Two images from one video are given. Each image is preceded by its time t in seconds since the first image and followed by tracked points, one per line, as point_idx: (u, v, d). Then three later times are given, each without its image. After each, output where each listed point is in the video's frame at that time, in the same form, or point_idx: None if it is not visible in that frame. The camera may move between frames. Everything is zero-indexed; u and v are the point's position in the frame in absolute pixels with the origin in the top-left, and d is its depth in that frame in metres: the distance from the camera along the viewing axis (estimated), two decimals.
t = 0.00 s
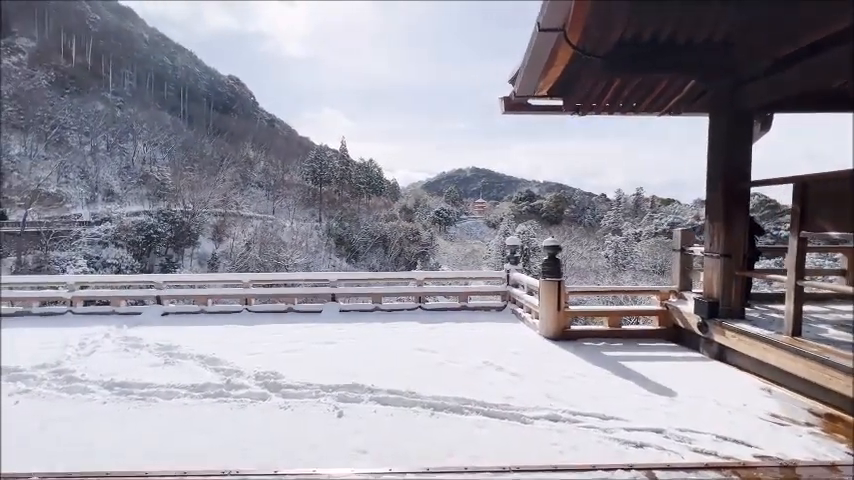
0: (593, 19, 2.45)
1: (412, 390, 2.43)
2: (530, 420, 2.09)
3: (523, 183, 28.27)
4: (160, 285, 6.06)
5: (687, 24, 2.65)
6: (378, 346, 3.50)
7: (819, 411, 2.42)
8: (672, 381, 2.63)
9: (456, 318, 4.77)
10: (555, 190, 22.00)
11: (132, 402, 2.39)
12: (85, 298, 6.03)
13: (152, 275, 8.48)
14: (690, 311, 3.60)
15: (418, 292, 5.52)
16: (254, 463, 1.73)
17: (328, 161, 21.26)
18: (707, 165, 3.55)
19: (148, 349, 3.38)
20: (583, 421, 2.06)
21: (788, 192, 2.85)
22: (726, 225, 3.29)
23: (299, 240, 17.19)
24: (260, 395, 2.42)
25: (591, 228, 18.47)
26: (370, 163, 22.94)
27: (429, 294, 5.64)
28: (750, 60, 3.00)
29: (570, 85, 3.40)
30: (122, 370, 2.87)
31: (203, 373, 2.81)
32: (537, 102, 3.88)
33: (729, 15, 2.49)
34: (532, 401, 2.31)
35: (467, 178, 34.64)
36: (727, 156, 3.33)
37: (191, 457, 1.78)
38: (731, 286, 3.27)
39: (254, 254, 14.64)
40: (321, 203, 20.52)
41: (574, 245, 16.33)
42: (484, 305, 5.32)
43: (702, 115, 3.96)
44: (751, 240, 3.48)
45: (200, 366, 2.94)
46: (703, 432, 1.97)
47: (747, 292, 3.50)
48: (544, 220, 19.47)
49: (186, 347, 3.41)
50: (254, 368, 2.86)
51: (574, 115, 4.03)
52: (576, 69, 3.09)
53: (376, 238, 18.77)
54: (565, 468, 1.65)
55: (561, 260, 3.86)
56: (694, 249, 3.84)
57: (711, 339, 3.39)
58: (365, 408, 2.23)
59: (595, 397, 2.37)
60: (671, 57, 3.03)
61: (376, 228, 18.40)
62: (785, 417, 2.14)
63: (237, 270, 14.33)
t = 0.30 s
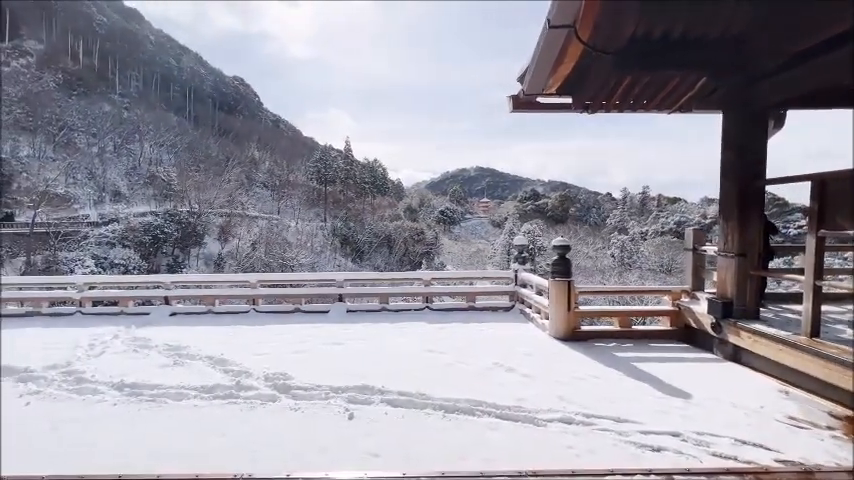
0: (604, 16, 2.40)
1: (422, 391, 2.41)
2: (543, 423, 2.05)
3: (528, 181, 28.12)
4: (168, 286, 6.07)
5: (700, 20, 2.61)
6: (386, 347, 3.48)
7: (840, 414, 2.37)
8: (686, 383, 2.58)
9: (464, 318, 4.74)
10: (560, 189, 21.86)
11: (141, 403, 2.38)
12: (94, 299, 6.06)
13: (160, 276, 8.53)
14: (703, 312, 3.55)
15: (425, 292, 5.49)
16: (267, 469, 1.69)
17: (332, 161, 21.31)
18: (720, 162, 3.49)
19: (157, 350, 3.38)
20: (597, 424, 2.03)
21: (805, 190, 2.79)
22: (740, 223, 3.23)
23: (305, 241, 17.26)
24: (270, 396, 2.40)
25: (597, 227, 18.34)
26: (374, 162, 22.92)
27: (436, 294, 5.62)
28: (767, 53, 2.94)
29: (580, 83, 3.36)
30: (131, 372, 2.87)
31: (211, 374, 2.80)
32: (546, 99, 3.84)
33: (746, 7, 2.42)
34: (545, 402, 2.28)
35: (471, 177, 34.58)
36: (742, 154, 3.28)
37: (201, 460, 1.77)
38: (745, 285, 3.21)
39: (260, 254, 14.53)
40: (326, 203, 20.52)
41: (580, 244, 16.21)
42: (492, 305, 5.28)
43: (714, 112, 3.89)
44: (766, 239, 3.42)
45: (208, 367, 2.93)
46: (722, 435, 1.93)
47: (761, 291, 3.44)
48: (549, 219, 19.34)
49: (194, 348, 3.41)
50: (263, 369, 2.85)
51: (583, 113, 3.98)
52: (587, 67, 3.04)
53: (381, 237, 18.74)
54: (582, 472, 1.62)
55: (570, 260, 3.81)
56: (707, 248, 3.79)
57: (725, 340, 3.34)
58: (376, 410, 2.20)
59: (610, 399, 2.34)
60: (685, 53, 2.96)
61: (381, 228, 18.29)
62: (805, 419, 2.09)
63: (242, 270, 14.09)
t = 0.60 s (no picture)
0: (612, 13, 2.39)
1: (431, 392, 2.40)
2: (553, 423, 2.04)
3: (531, 180, 28.00)
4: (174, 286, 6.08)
5: (710, 17, 2.59)
6: (393, 347, 3.47)
7: None
8: (698, 384, 2.56)
9: (470, 318, 4.73)
10: (564, 188, 21.77)
11: (150, 403, 2.38)
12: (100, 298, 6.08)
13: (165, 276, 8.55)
14: (712, 312, 3.52)
15: (430, 291, 5.48)
16: (280, 470, 1.68)
17: (336, 161, 21.13)
18: (730, 161, 3.45)
19: (164, 350, 3.38)
20: (608, 425, 2.02)
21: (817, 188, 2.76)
22: (750, 222, 3.20)
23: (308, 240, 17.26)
24: (278, 396, 2.40)
25: (600, 226, 18.25)
26: (376, 162, 22.90)
27: (441, 294, 5.61)
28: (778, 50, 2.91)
29: (587, 82, 3.34)
30: (139, 372, 2.87)
31: (219, 374, 2.80)
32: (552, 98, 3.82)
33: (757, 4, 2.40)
34: (554, 402, 2.27)
35: (474, 176, 34.54)
36: (753, 152, 3.25)
37: (210, 462, 1.76)
38: (756, 285, 3.18)
39: (263, 253, 14.51)
40: (329, 203, 20.52)
41: (583, 243, 16.13)
42: (498, 305, 5.27)
43: (722, 110, 3.86)
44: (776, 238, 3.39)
45: (216, 367, 2.93)
46: (735, 436, 1.91)
47: (772, 291, 3.41)
48: (552, 218, 19.25)
49: (201, 347, 3.41)
50: (270, 368, 2.84)
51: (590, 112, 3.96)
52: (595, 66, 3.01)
53: (384, 237, 18.58)
54: (597, 474, 1.60)
55: (578, 259, 3.79)
56: (716, 247, 3.76)
57: (735, 340, 3.31)
58: (385, 410, 2.20)
59: (620, 399, 2.32)
60: (693, 50, 2.93)
61: (384, 228, 18.26)
62: (820, 421, 2.07)
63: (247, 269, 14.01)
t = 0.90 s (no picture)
0: (618, 12, 2.38)
1: (438, 391, 2.40)
2: (561, 423, 2.04)
3: (533, 180, 27.94)
4: (179, 285, 6.10)
5: (717, 15, 2.58)
6: (398, 346, 3.47)
7: None
8: (706, 383, 2.55)
9: (476, 317, 4.73)
10: (566, 187, 21.69)
11: (159, 401, 2.40)
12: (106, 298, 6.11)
13: (170, 275, 8.59)
14: (718, 311, 3.51)
15: (434, 291, 5.49)
16: (291, 468, 1.69)
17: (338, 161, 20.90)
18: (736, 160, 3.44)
19: (171, 349, 3.40)
20: (617, 424, 2.02)
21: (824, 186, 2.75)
22: (757, 222, 3.19)
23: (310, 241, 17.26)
24: (286, 395, 2.41)
25: (603, 225, 18.17)
26: (379, 162, 22.88)
27: (446, 293, 5.61)
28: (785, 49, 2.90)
29: (592, 81, 3.33)
30: (147, 370, 2.89)
31: (226, 373, 2.81)
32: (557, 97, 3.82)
33: (764, 3, 2.40)
34: (562, 402, 2.27)
35: (476, 176, 34.48)
36: (760, 153, 3.23)
37: (220, 460, 1.77)
38: (763, 285, 3.18)
39: (266, 253, 14.51)
40: (331, 203, 20.50)
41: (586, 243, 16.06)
42: (502, 305, 5.26)
43: (729, 109, 3.84)
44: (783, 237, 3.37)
45: (223, 366, 2.94)
46: (744, 436, 1.91)
47: (778, 290, 3.40)
48: (555, 217, 19.19)
49: (208, 347, 3.42)
50: (277, 367, 2.85)
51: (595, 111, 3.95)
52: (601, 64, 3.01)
53: (386, 237, 18.02)
54: (607, 473, 1.61)
55: (584, 259, 3.79)
56: (722, 247, 3.75)
57: (742, 340, 3.30)
58: (393, 410, 2.20)
59: (628, 399, 2.32)
60: (698, 48, 2.92)
61: (387, 228, 18.22)
62: (828, 420, 2.06)
63: (249, 269, 14.07)
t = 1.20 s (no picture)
0: (626, 12, 2.39)
1: (445, 390, 2.41)
2: (570, 422, 2.05)
3: (536, 180, 27.89)
4: (185, 284, 6.13)
5: (725, 15, 2.58)
6: (404, 345, 3.49)
7: None
8: (713, 383, 2.56)
9: (480, 317, 4.74)
10: (568, 187, 21.63)
11: (169, 399, 2.42)
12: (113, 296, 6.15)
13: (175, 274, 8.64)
14: (724, 311, 3.51)
15: (439, 290, 5.49)
16: (303, 466, 1.70)
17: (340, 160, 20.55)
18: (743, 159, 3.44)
19: (179, 347, 3.43)
20: (625, 423, 2.02)
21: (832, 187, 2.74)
22: (763, 222, 3.19)
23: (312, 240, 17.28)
24: (294, 393, 2.43)
25: (605, 225, 18.12)
26: (381, 161, 22.86)
27: (450, 292, 5.61)
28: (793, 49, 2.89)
29: (598, 81, 3.34)
30: (156, 368, 2.91)
31: (234, 371, 2.83)
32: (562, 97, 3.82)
33: (772, 4, 2.40)
34: (570, 401, 2.27)
35: (478, 176, 34.45)
36: (767, 153, 3.22)
37: (231, 457, 1.79)
38: (769, 284, 3.18)
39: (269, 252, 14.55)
40: (333, 202, 20.52)
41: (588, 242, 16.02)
42: (507, 304, 5.27)
43: (735, 108, 3.84)
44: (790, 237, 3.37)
45: (231, 364, 2.96)
46: (753, 435, 1.91)
47: (785, 290, 3.39)
48: (557, 217, 19.15)
49: (215, 345, 3.45)
50: (285, 366, 2.88)
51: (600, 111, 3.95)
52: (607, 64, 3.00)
53: (388, 237, 17.91)
54: (617, 472, 1.62)
55: (589, 259, 3.79)
56: (728, 246, 3.75)
57: (748, 340, 3.30)
58: (401, 408, 2.21)
59: (635, 398, 2.33)
60: (706, 47, 2.91)
61: (388, 227, 18.17)
62: (837, 420, 2.06)
63: (252, 269, 14.10)
